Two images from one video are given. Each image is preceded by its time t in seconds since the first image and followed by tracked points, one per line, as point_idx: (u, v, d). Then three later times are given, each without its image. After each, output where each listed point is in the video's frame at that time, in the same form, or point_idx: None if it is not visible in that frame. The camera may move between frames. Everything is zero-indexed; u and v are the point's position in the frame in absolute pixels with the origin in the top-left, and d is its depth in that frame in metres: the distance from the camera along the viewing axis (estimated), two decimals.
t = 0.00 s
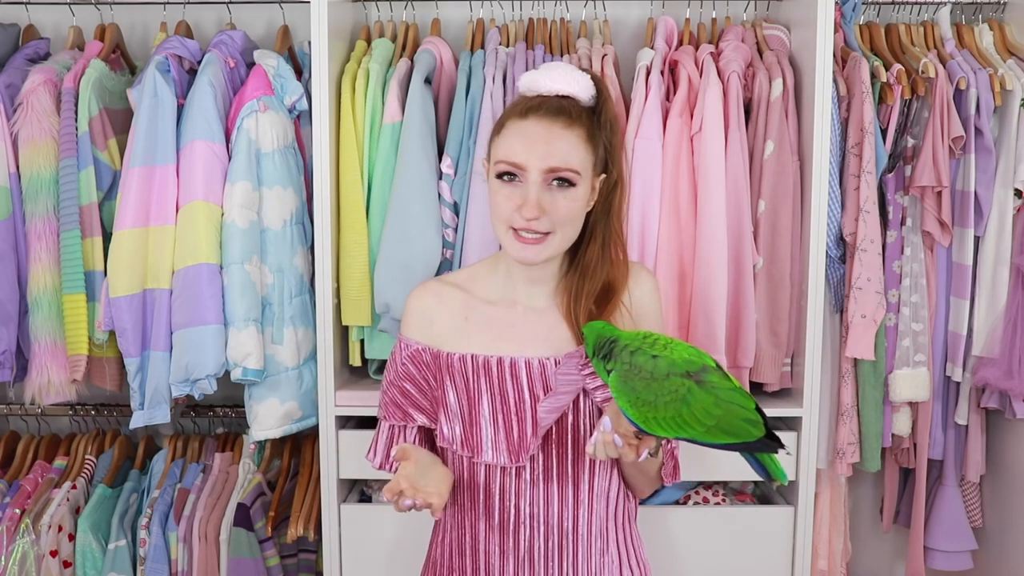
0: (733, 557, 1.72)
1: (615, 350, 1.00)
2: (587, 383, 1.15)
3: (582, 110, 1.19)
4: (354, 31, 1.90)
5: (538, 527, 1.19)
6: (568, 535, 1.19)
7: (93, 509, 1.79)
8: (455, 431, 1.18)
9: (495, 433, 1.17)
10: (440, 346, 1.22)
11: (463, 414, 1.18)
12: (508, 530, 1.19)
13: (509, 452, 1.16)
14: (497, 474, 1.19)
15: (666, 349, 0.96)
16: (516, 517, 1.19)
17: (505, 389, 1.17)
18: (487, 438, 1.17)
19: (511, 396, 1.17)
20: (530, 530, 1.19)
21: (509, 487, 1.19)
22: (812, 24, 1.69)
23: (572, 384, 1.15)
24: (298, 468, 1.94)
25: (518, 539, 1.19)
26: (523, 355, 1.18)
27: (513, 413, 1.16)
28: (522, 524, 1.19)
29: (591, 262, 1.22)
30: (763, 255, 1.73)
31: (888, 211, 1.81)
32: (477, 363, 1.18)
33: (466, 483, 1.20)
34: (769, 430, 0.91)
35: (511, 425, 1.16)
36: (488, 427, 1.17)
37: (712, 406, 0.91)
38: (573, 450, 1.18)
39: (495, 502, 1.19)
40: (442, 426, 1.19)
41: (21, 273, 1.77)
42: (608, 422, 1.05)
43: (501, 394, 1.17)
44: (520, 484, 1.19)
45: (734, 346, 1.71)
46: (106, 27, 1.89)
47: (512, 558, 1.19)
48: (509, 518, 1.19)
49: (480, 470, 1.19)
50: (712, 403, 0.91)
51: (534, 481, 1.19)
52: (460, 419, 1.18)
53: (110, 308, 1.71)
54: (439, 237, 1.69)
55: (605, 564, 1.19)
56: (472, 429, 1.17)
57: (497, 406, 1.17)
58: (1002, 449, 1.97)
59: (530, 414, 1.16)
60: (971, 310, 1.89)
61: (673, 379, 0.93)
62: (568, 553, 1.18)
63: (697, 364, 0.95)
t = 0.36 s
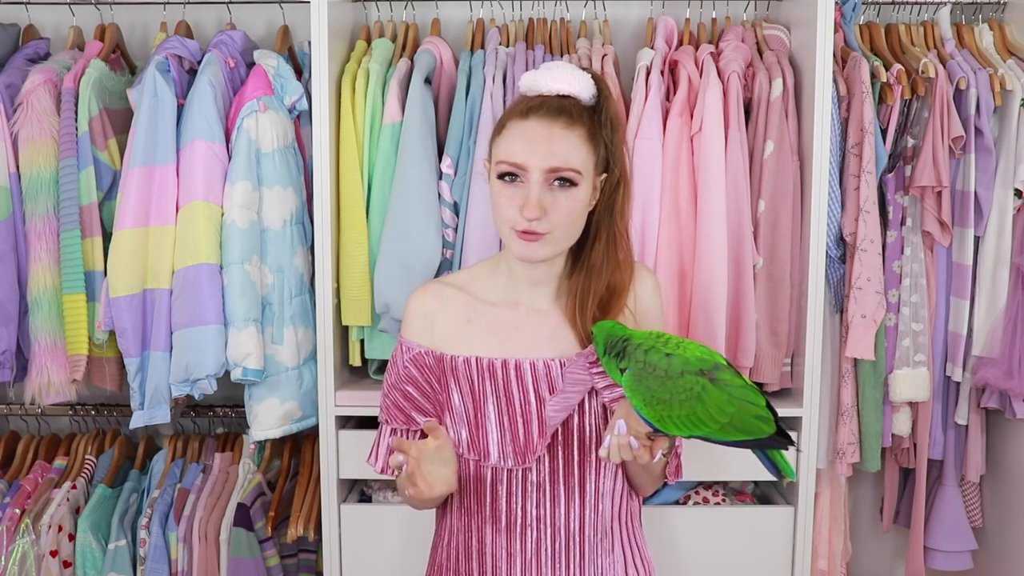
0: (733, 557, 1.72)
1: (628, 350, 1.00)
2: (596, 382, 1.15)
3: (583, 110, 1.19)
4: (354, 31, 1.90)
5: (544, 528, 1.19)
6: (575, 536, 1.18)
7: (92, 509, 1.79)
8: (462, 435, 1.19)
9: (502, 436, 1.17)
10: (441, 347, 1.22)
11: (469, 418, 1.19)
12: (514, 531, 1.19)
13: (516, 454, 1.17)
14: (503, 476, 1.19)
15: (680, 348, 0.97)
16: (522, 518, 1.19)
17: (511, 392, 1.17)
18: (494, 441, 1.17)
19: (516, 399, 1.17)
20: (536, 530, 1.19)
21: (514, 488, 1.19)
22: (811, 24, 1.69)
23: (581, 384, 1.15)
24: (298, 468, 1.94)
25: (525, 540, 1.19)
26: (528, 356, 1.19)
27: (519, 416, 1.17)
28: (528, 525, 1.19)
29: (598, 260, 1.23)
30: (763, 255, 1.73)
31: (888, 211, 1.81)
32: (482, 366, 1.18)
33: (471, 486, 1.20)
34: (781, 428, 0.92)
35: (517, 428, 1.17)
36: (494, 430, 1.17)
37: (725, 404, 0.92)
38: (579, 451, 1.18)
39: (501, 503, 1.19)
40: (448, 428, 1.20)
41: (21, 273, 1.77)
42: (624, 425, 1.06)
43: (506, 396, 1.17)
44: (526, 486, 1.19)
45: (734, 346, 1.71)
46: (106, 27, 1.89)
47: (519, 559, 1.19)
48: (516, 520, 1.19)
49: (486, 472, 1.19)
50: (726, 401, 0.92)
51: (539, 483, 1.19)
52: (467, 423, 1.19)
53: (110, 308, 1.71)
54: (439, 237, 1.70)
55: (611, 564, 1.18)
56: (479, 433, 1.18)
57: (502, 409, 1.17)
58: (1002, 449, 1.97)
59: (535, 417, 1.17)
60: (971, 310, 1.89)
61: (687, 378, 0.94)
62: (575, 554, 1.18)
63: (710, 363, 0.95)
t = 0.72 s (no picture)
0: (733, 557, 1.72)
1: (623, 353, 0.99)
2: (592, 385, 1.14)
3: (578, 105, 1.20)
4: (354, 31, 1.90)
5: (544, 527, 1.19)
6: (575, 536, 1.18)
7: (93, 509, 1.79)
8: (462, 434, 1.19)
9: (501, 435, 1.17)
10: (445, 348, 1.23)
11: (470, 417, 1.19)
12: (513, 530, 1.19)
13: (515, 454, 1.16)
14: (503, 476, 1.19)
15: (673, 352, 0.96)
16: (522, 518, 1.19)
17: (510, 391, 1.17)
18: (494, 440, 1.17)
19: (515, 398, 1.17)
20: (535, 530, 1.19)
21: (514, 488, 1.19)
22: (811, 24, 1.69)
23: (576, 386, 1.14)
24: (298, 468, 1.94)
25: (525, 539, 1.19)
26: (528, 356, 1.18)
27: (517, 414, 1.17)
28: (528, 524, 1.19)
29: (598, 258, 1.22)
30: (763, 255, 1.73)
31: (888, 211, 1.81)
32: (482, 365, 1.18)
33: (471, 485, 1.20)
34: (778, 434, 0.89)
35: (516, 428, 1.17)
36: (494, 430, 1.17)
37: (718, 409, 0.90)
38: (578, 451, 1.18)
39: (501, 503, 1.19)
40: (449, 429, 1.20)
41: (21, 273, 1.77)
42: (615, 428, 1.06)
43: (506, 395, 1.17)
44: (526, 485, 1.19)
45: (734, 346, 1.71)
46: (106, 27, 1.89)
47: (519, 559, 1.19)
48: (515, 519, 1.19)
49: (486, 471, 1.19)
50: (719, 406, 0.90)
51: (539, 483, 1.19)
52: (467, 422, 1.19)
53: (110, 308, 1.71)
54: (438, 237, 1.69)
55: (612, 564, 1.18)
56: (479, 432, 1.18)
57: (502, 408, 1.17)
58: (1002, 449, 1.97)
59: (533, 417, 1.17)
60: (970, 310, 1.89)
61: (679, 383, 0.92)
62: (574, 554, 1.18)
63: (704, 367, 0.94)
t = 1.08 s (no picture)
0: (733, 557, 1.72)
1: (611, 346, 1.00)
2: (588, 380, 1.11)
3: (564, 100, 1.20)
4: (354, 31, 1.90)
5: (543, 526, 1.19)
6: (575, 535, 1.18)
7: (92, 509, 1.79)
8: (463, 428, 1.21)
9: (500, 432, 1.18)
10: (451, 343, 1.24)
11: (472, 413, 1.20)
12: (512, 528, 1.20)
13: (512, 451, 1.17)
14: (502, 473, 1.19)
15: (660, 346, 0.96)
16: (522, 516, 1.19)
17: (508, 389, 1.17)
18: (492, 437, 1.18)
19: (512, 394, 1.17)
20: (535, 528, 1.19)
21: (514, 486, 1.19)
22: (811, 24, 1.69)
23: (572, 382, 1.11)
24: (298, 468, 1.94)
25: (523, 537, 1.19)
26: (528, 354, 1.17)
27: (515, 411, 1.17)
28: (527, 522, 1.19)
29: (597, 255, 1.23)
30: (763, 255, 1.73)
31: (888, 211, 1.81)
32: (483, 361, 1.19)
33: (472, 481, 1.21)
34: (766, 433, 0.89)
35: (514, 425, 1.17)
36: (493, 425, 1.18)
37: (704, 405, 0.90)
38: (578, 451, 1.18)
39: (500, 500, 1.20)
40: (451, 426, 1.22)
41: (21, 273, 1.77)
42: (603, 423, 1.04)
43: (506, 393, 1.17)
44: (525, 483, 1.19)
45: (734, 346, 1.71)
46: (106, 27, 1.89)
47: (516, 557, 1.20)
48: (514, 516, 1.19)
49: (486, 467, 1.20)
50: (705, 402, 0.90)
51: (539, 481, 1.19)
52: (468, 417, 1.20)
53: (110, 308, 1.71)
54: (438, 237, 1.69)
55: (613, 564, 1.18)
56: (479, 427, 1.19)
57: (502, 405, 1.18)
58: (1003, 449, 1.97)
59: (528, 412, 1.16)
60: (970, 310, 1.89)
61: (664, 377, 0.93)
62: (574, 553, 1.18)
63: (690, 363, 0.94)
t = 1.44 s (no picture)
0: (733, 556, 1.72)
1: (613, 339, 0.99)
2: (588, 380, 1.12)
3: (563, 100, 1.21)
4: (354, 31, 1.90)
5: (542, 524, 1.19)
6: (574, 535, 1.18)
7: (92, 509, 1.79)
8: (464, 425, 1.20)
9: (501, 430, 1.17)
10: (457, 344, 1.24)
11: (473, 411, 1.19)
12: (511, 526, 1.19)
13: (513, 450, 1.16)
14: (503, 470, 1.20)
15: (662, 341, 0.96)
16: (521, 514, 1.19)
17: (511, 386, 1.17)
18: (494, 435, 1.17)
19: (515, 392, 1.17)
20: (534, 527, 1.19)
21: (514, 484, 1.19)
22: (811, 24, 1.69)
23: (572, 383, 1.13)
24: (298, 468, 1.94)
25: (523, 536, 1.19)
26: (531, 353, 1.18)
27: (517, 409, 1.16)
28: (526, 520, 1.19)
29: (601, 255, 1.22)
30: (763, 255, 1.73)
31: (888, 211, 1.81)
32: (487, 359, 1.19)
33: (473, 478, 1.22)
34: (765, 432, 0.91)
35: (515, 423, 1.16)
36: (494, 424, 1.17)
37: (704, 401, 0.91)
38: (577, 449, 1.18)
39: (501, 498, 1.20)
40: (453, 422, 1.21)
41: (21, 273, 1.77)
42: (601, 418, 1.03)
43: (508, 391, 1.17)
44: (526, 481, 1.19)
45: (734, 346, 1.71)
46: (106, 27, 1.89)
47: (516, 555, 1.19)
48: (513, 515, 1.19)
49: (487, 465, 1.20)
50: (705, 398, 0.91)
51: (539, 480, 1.19)
52: (469, 415, 1.19)
53: (110, 308, 1.71)
54: (438, 237, 1.69)
55: (612, 564, 1.17)
56: (480, 425, 1.18)
57: (503, 403, 1.17)
58: (1003, 449, 1.97)
59: (530, 411, 1.16)
60: (970, 310, 1.89)
61: (665, 371, 0.93)
62: (573, 553, 1.18)
63: (691, 359, 0.94)
